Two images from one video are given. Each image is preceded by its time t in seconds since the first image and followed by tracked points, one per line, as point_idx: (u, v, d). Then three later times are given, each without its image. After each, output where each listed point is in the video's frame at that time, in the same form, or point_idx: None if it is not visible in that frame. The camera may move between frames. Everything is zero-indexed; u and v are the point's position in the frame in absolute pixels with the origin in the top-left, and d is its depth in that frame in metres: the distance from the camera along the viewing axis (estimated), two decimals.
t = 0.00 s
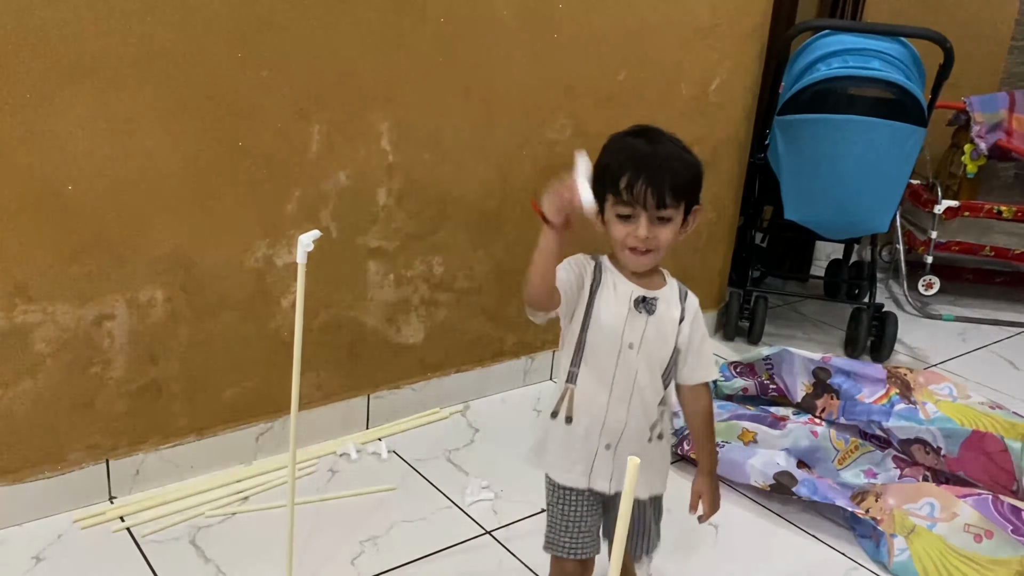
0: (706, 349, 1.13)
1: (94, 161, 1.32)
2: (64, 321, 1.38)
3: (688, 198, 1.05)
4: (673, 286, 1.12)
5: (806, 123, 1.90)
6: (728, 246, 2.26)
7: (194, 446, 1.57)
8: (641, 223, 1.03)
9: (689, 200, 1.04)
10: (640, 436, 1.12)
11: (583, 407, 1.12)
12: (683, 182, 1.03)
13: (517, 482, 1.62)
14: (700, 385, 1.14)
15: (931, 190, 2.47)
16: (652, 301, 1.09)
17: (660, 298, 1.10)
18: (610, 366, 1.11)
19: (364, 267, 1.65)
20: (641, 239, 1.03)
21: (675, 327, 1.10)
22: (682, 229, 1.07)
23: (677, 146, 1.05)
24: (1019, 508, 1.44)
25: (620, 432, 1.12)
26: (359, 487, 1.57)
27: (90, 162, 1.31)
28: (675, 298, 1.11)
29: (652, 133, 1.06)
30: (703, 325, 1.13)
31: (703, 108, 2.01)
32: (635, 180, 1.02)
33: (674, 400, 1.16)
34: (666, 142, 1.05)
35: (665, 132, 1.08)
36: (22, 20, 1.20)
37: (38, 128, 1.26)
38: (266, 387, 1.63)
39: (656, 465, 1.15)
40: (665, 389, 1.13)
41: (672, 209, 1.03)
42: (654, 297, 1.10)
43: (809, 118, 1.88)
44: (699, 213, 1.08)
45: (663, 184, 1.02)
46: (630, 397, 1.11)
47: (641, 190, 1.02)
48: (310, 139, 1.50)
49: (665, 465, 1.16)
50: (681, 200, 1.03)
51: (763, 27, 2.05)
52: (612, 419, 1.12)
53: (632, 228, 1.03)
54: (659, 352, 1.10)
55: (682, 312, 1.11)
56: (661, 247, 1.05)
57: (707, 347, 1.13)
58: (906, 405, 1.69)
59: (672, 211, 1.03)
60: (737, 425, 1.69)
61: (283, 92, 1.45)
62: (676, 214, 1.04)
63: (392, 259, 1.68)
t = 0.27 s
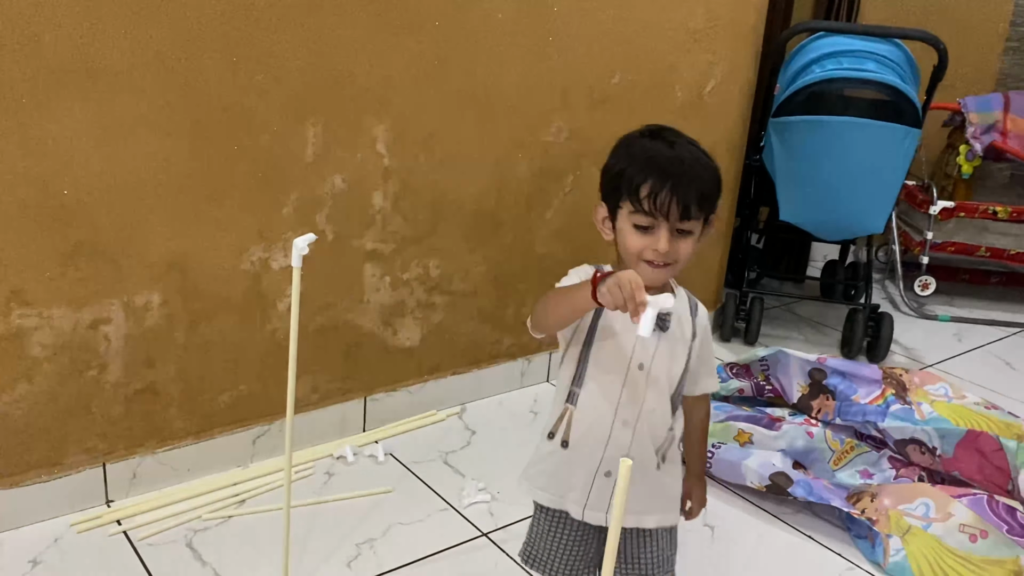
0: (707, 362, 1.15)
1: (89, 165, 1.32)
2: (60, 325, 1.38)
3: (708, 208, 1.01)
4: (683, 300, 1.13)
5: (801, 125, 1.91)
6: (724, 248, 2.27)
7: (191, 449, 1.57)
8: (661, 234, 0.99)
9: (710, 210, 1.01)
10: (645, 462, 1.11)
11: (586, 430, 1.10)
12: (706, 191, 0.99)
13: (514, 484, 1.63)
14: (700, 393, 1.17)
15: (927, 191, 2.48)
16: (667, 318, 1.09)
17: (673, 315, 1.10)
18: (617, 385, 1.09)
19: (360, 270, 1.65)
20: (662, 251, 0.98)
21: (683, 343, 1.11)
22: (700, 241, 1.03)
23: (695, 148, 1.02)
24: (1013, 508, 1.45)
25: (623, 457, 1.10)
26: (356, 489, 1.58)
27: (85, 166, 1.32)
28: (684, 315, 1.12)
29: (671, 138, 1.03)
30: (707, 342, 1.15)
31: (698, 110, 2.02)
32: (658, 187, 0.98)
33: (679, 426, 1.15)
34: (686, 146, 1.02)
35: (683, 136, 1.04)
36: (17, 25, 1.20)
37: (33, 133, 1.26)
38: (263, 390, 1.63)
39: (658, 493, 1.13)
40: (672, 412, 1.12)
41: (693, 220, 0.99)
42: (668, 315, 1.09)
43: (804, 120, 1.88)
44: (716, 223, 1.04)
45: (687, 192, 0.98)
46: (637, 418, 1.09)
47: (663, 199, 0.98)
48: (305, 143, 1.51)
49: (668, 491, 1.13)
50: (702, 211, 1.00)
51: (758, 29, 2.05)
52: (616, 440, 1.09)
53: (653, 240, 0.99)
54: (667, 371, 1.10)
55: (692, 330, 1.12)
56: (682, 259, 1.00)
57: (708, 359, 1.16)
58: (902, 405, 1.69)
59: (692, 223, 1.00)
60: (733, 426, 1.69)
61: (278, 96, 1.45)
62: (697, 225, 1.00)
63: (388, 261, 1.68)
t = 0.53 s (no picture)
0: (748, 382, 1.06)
1: (84, 169, 1.32)
2: (56, 329, 1.38)
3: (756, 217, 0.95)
4: (721, 314, 1.04)
5: (796, 126, 1.91)
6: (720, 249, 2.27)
7: (187, 453, 1.58)
8: (703, 245, 0.93)
9: (758, 220, 0.95)
10: (682, 491, 1.02)
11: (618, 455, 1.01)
12: (753, 199, 0.93)
13: (510, 486, 1.63)
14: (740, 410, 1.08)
15: (921, 191, 2.49)
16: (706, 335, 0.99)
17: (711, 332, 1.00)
18: (652, 409, 0.99)
19: (356, 272, 1.65)
20: (703, 264, 0.93)
21: (724, 362, 1.01)
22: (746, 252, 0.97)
23: (741, 156, 0.96)
24: (1008, 507, 1.45)
25: (659, 486, 1.01)
26: (352, 492, 1.58)
27: (80, 170, 1.32)
28: (724, 330, 1.02)
29: (715, 142, 0.97)
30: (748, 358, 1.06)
31: (692, 111, 2.02)
32: (701, 194, 0.92)
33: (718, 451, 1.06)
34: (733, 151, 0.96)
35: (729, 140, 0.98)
36: (11, 30, 1.21)
37: (27, 137, 1.26)
38: (259, 393, 1.64)
39: (693, 522, 1.04)
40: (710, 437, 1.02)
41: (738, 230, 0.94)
42: (706, 331, 0.99)
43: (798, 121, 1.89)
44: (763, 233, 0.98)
45: (732, 201, 0.92)
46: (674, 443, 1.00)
47: (706, 208, 0.92)
48: (300, 145, 1.51)
49: (703, 518, 1.05)
50: (749, 220, 0.94)
51: (752, 31, 2.06)
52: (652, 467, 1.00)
53: (694, 251, 0.93)
54: (706, 392, 1.00)
55: (733, 349, 1.03)
56: (725, 272, 0.94)
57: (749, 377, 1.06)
58: (897, 405, 1.70)
59: (737, 233, 0.94)
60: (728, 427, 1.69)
61: (273, 99, 1.45)
62: (742, 235, 0.94)
63: (383, 264, 1.68)
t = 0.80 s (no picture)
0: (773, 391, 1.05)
1: (77, 173, 1.32)
2: (50, 333, 1.38)
3: (778, 223, 0.94)
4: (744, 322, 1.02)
5: (788, 128, 1.91)
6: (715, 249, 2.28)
7: (182, 456, 1.57)
8: (723, 250, 0.92)
9: (780, 225, 0.94)
10: (700, 501, 1.01)
11: (636, 463, 1.01)
12: (774, 203, 0.92)
13: (505, 487, 1.63)
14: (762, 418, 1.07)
15: (915, 191, 2.50)
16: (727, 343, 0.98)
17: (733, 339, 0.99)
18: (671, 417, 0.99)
19: (351, 274, 1.65)
20: (724, 268, 0.92)
21: (746, 371, 1.00)
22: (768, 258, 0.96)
23: (763, 160, 0.95)
24: (1002, 505, 1.45)
25: (675, 496, 1.00)
26: (348, 494, 1.58)
27: (73, 174, 1.32)
28: (747, 338, 1.01)
29: (736, 147, 0.96)
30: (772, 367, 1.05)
31: (686, 112, 2.03)
32: (720, 199, 0.91)
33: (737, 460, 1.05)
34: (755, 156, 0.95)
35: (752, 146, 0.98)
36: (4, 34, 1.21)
37: (20, 141, 1.26)
38: (254, 396, 1.64)
39: (710, 532, 1.04)
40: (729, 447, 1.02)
41: (760, 234, 0.93)
42: (728, 339, 0.98)
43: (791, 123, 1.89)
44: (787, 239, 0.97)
45: (753, 205, 0.91)
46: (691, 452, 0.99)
47: (725, 212, 0.91)
48: (294, 148, 1.51)
49: (720, 528, 1.05)
50: (770, 225, 0.93)
51: (746, 32, 2.06)
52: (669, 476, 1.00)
53: (715, 256, 0.93)
54: (726, 402, 0.99)
55: (755, 358, 1.01)
56: (747, 278, 0.94)
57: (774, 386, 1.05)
58: (892, 404, 1.70)
59: (758, 238, 0.93)
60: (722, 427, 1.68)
61: (267, 102, 1.46)
62: (764, 240, 0.93)
63: (378, 266, 1.68)
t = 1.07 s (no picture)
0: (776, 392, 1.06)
1: (70, 177, 1.32)
2: (43, 337, 1.37)
3: (773, 228, 0.93)
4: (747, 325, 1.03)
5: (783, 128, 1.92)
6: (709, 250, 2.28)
7: (177, 460, 1.57)
8: (717, 259, 0.93)
9: (775, 230, 0.93)
10: (705, 506, 1.01)
11: (640, 469, 1.01)
12: (766, 209, 0.92)
13: (501, 489, 1.63)
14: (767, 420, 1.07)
15: (908, 191, 2.50)
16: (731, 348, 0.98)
17: (736, 344, 0.99)
18: (676, 423, 0.99)
19: (345, 277, 1.65)
20: (717, 278, 0.92)
21: (749, 375, 1.00)
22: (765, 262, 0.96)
23: (756, 165, 0.94)
24: (997, 504, 1.45)
25: (680, 502, 1.01)
26: (343, 497, 1.58)
27: (66, 178, 1.31)
28: (751, 342, 1.01)
29: (730, 152, 0.96)
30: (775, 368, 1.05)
31: (680, 114, 2.03)
32: (711, 209, 0.91)
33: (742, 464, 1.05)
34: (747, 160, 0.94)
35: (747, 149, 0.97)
36: None
37: (13, 146, 1.26)
38: (249, 399, 1.63)
39: (715, 537, 1.04)
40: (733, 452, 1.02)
41: (754, 241, 0.92)
42: (731, 344, 0.98)
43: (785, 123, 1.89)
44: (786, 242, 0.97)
45: (744, 213, 0.91)
46: (696, 458, 0.99)
47: (717, 222, 0.91)
48: (288, 151, 1.51)
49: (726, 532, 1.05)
50: (764, 232, 0.92)
51: (739, 33, 2.07)
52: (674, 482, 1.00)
53: (708, 266, 0.93)
54: (731, 406, 0.99)
55: (757, 362, 1.02)
56: (742, 285, 0.94)
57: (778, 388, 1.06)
58: (886, 405, 1.71)
59: (752, 245, 0.92)
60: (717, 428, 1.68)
61: (261, 105, 1.45)
62: (759, 247, 0.93)
63: (373, 269, 1.68)
